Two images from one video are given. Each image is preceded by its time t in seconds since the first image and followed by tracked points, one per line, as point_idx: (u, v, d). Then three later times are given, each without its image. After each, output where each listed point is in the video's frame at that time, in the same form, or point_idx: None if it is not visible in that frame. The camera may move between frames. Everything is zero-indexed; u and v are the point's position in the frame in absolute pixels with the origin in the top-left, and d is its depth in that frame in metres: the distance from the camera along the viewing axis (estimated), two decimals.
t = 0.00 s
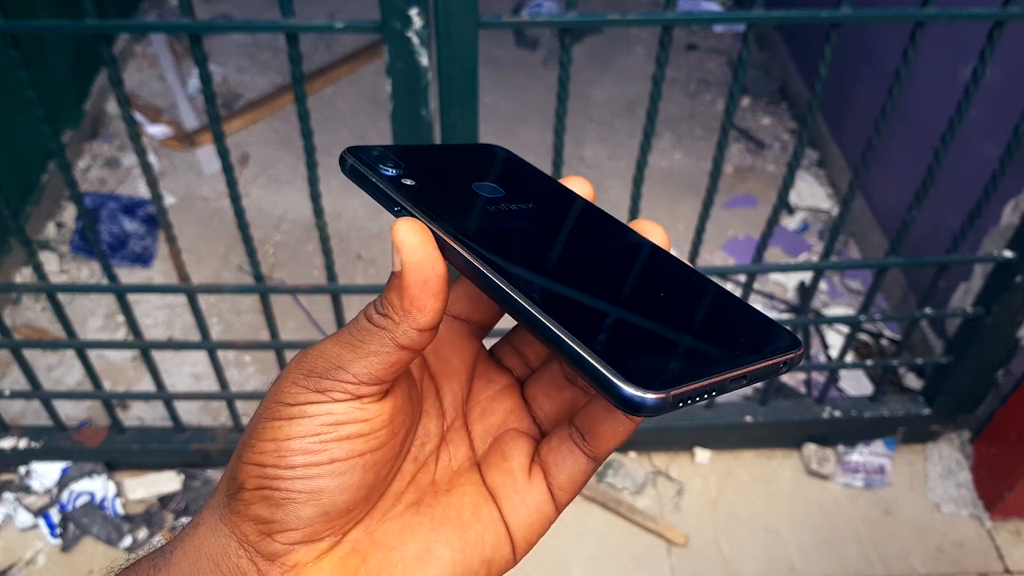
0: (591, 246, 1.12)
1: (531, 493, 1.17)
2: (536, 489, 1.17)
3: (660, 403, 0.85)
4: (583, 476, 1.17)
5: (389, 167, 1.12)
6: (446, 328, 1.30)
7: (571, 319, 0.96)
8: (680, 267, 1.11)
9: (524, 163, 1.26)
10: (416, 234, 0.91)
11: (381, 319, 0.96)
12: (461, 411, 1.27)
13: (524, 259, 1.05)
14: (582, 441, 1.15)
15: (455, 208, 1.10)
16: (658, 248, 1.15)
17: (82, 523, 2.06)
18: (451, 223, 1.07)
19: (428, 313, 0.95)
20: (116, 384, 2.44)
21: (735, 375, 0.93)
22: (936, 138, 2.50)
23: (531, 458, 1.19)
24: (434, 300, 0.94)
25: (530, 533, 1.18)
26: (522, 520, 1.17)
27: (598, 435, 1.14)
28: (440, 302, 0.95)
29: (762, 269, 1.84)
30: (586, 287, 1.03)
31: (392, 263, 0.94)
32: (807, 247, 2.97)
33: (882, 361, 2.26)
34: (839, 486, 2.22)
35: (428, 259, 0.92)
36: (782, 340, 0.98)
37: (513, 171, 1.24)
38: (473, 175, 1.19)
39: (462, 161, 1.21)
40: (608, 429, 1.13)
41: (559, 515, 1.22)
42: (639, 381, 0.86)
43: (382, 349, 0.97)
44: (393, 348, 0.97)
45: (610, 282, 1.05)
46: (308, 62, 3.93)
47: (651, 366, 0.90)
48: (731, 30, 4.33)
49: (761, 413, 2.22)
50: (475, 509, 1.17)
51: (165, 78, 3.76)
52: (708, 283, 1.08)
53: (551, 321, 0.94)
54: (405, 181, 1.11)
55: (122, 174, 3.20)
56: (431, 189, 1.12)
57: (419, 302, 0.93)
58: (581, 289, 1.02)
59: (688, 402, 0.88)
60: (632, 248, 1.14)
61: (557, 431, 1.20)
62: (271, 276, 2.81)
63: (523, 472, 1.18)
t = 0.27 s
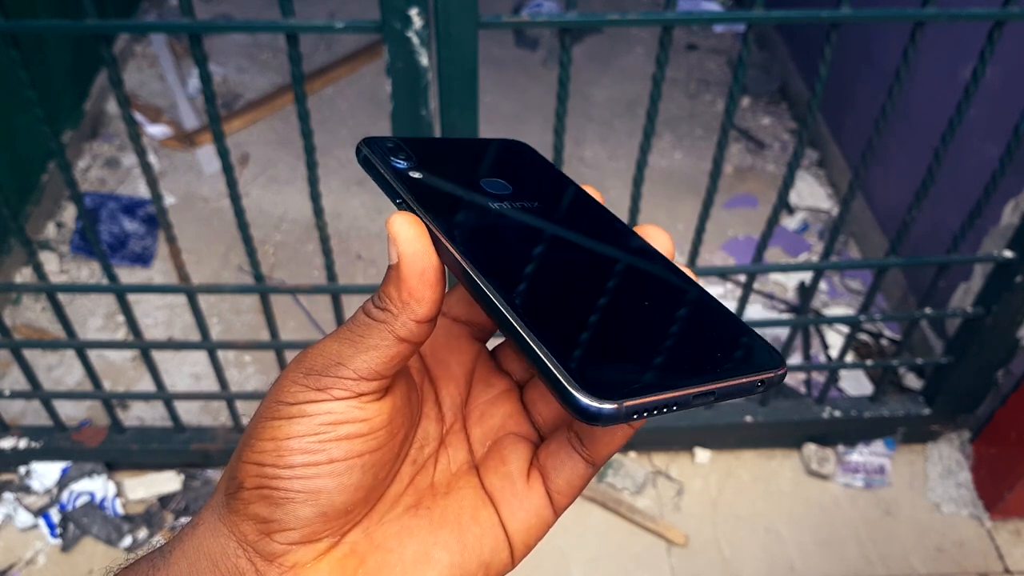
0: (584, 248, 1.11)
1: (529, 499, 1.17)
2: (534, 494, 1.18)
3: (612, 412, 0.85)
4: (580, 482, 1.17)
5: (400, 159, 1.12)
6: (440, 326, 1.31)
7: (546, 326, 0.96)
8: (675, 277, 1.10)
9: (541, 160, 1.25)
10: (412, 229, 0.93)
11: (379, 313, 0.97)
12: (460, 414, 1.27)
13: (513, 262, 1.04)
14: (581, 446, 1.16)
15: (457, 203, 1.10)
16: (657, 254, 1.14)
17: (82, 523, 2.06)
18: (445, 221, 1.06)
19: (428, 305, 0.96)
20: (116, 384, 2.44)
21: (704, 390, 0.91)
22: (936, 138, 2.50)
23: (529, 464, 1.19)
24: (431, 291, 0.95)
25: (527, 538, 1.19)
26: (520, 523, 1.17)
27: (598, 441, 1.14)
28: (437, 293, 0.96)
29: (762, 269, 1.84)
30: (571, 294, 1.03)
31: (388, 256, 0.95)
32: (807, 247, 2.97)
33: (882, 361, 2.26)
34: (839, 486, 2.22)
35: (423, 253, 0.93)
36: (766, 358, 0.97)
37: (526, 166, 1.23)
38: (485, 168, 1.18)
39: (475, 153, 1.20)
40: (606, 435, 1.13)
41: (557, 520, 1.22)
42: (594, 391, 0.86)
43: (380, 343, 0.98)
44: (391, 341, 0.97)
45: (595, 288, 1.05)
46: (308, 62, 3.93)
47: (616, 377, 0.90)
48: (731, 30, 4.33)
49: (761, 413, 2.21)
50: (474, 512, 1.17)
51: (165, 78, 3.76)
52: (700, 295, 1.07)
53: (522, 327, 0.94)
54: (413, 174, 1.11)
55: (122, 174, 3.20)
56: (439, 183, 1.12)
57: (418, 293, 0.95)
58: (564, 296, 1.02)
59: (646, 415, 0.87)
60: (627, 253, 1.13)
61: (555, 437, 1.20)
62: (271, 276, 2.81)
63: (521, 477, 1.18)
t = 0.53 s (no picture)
0: (580, 249, 1.09)
1: (530, 503, 1.16)
2: (535, 497, 1.17)
3: (550, 423, 0.84)
4: (582, 485, 1.16)
5: (420, 150, 1.13)
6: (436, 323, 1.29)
7: (517, 330, 0.94)
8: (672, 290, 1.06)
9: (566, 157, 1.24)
10: (410, 222, 0.95)
11: (379, 305, 0.98)
12: (463, 416, 1.26)
13: (502, 263, 1.03)
14: (582, 451, 1.15)
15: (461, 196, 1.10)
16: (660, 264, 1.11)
17: (82, 523, 2.07)
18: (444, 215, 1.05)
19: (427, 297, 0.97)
20: (116, 384, 2.44)
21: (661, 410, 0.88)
22: (936, 138, 2.50)
23: (530, 467, 1.18)
24: (430, 283, 0.97)
25: (529, 542, 1.17)
26: (523, 527, 1.16)
27: (600, 446, 1.13)
28: (435, 286, 0.97)
29: (762, 269, 1.84)
30: (553, 296, 1.01)
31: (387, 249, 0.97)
32: (807, 247, 2.97)
33: (882, 361, 2.26)
34: (840, 486, 2.22)
35: (419, 245, 0.95)
36: (741, 385, 0.93)
37: (543, 162, 1.21)
38: (501, 162, 1.17)
39: (493, 145, 1.19)
40: (609, 438, 1.13)
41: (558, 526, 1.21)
42: (537, 398, 0.85)
43: (382, 335, 0.98)
44: (393, 333, 0.98)
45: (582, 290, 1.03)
46: (308, 62, 3.93)
47: (570, 389, 0.88)
48: (731, 30, 4.33)
49: (761, 414, 2.21)
50: (476, 515, 1.16)
51: (166, 78, 3.77)
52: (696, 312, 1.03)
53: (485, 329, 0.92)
54: (428, 165, 1.12)
55: (122, 174, 3.20)
56: (450, 176, 1.12)
57: (416, 285, 0.96)
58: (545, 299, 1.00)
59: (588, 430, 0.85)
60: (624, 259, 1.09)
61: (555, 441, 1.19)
62: (271, 276, 2.81)
63: (522, 480, 1.17)
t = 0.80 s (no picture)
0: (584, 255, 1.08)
1: (534, 504, 1.21)
2: (539, 499, 1.21)
3: (506, 424, 0.83)
4: (586, 488, 1.21)
5: (449, 154, 1.17)
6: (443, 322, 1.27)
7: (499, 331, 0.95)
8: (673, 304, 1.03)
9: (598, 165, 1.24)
10: (419, 221, 1.00)
11: (388, 301, 1.03)
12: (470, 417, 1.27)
13: (503, 268, 1.04)
14: (583, 454, 1.20)
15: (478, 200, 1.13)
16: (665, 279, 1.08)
17: (87, 521, 2.09)
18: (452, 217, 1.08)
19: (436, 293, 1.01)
20: (121, 383, 2.46)
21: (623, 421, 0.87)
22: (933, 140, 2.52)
23: (535, 470, 1.22)
24: (437, 279, 1.01)
25: (534, 542, 1.22)
26: (528, 527, 1.21)
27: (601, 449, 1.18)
28: (442, 283, 1.01)
29: (758, 269, 1.87)
30: (548, 303, 1.01)
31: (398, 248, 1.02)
32: (804, 247, 3.01)
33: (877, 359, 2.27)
34: (836, 484, 2.24)
35: (425, 243, 0.99)
36: (717, 397, 0.90)
37: (565, 166, 1.22)
38: (524, 169, 1.19)
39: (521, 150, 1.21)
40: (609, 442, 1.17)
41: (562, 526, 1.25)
42: (492, 394, 0.85)
43: (389, 331, 1.02)
44: (400, 328, 1.01)
45: (576, 298, 1.03)
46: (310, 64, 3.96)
47: (537, 389, 0.88)
48: (729, 32, 4.36)
49: (758, 412, 2.24)
50: (482, 514, 1.20)
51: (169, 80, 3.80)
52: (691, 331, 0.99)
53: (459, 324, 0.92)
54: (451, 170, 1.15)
55: (126, 175, 3.23)
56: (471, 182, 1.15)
57: (422, 281, 1.00)
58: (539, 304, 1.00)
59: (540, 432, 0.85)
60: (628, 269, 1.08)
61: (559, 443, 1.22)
62: (274, 276, 2.84)
63: (526, 481, 1.21)
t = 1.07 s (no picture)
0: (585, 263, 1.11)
1: (537, 505, 1.21)
2: (542, 501, 1.21)
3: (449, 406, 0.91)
4: (589, 489, 1.21)
5: (477, 158, 1.20)
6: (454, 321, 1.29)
7: (484, 332, 1.00)
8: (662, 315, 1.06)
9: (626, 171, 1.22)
10: (424, 218, 1.04)
11: (390, 291, 1.07)
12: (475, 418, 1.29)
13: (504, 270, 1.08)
14: (585, 457, 1.19)
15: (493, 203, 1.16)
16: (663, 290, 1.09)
17: (88, 520, 2.11)
18: (462, 220, 1.13)
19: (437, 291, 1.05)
20: (123, 382, 2.48)
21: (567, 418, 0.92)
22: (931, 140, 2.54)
23: (537, 472, 1.22)
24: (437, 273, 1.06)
25: (538, 544, 1.21)
26: (531, 529, 1.20)
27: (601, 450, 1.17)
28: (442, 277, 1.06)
29: (756, 269, 1.88)
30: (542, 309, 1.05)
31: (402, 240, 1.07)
32: (801, 247, 3.03)
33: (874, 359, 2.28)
34: (834, 483, 2.26)
35: (427, 241, 1.04)
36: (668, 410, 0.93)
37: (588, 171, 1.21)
38: (551, 173, 1.20)
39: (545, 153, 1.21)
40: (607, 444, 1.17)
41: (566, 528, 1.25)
42: (449, 383, 0.92)
43: (391, 320, 1.06)
44: (400, 316, 1.06)
45: (581, 301, 1.07)
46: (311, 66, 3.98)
47: (497, 381, 0.94)
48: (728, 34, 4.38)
49: (756, 411, 2.25)
50: (485, 516, 1.20)
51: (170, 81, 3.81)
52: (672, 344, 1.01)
53: (434, 315, 0.99)
54: (475, 172, 1.18)
55: (128, 176, 3.24)
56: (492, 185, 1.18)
57: (423, 273, 1.05)
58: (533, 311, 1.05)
59: (485, 417, 0.92)
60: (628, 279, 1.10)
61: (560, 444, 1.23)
62: (275, 277, 2.86)
63: (529, 482, 1.22)
